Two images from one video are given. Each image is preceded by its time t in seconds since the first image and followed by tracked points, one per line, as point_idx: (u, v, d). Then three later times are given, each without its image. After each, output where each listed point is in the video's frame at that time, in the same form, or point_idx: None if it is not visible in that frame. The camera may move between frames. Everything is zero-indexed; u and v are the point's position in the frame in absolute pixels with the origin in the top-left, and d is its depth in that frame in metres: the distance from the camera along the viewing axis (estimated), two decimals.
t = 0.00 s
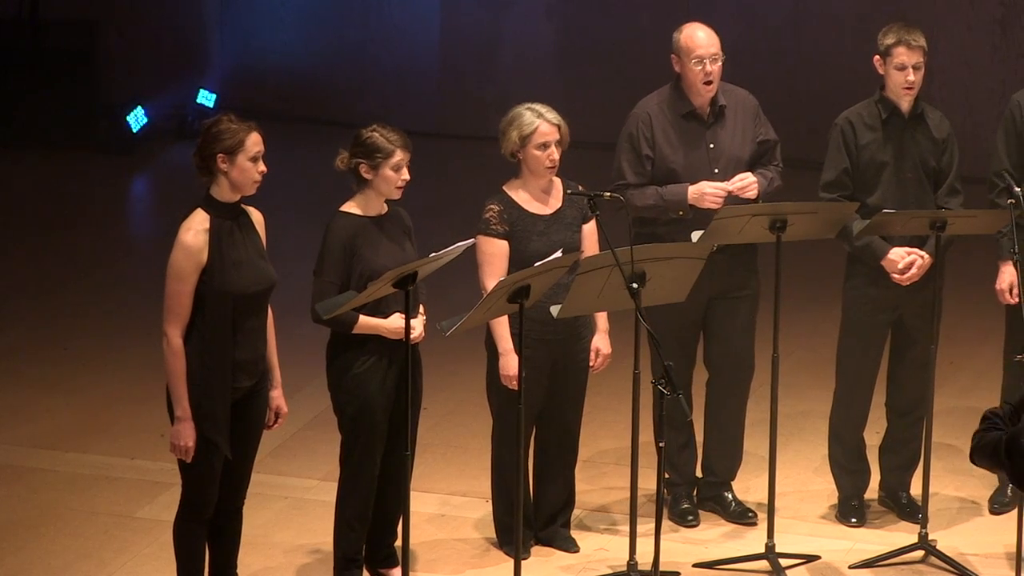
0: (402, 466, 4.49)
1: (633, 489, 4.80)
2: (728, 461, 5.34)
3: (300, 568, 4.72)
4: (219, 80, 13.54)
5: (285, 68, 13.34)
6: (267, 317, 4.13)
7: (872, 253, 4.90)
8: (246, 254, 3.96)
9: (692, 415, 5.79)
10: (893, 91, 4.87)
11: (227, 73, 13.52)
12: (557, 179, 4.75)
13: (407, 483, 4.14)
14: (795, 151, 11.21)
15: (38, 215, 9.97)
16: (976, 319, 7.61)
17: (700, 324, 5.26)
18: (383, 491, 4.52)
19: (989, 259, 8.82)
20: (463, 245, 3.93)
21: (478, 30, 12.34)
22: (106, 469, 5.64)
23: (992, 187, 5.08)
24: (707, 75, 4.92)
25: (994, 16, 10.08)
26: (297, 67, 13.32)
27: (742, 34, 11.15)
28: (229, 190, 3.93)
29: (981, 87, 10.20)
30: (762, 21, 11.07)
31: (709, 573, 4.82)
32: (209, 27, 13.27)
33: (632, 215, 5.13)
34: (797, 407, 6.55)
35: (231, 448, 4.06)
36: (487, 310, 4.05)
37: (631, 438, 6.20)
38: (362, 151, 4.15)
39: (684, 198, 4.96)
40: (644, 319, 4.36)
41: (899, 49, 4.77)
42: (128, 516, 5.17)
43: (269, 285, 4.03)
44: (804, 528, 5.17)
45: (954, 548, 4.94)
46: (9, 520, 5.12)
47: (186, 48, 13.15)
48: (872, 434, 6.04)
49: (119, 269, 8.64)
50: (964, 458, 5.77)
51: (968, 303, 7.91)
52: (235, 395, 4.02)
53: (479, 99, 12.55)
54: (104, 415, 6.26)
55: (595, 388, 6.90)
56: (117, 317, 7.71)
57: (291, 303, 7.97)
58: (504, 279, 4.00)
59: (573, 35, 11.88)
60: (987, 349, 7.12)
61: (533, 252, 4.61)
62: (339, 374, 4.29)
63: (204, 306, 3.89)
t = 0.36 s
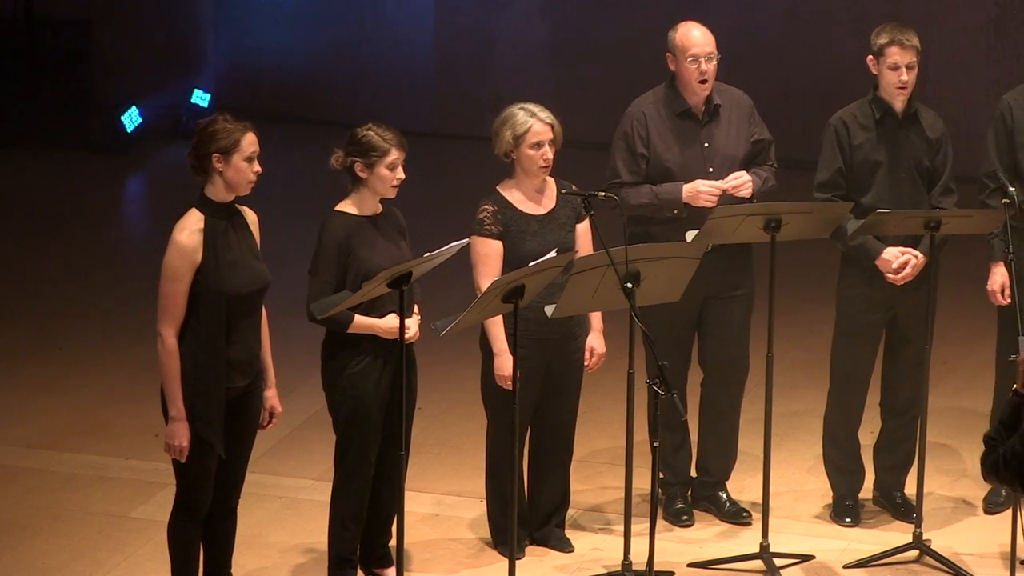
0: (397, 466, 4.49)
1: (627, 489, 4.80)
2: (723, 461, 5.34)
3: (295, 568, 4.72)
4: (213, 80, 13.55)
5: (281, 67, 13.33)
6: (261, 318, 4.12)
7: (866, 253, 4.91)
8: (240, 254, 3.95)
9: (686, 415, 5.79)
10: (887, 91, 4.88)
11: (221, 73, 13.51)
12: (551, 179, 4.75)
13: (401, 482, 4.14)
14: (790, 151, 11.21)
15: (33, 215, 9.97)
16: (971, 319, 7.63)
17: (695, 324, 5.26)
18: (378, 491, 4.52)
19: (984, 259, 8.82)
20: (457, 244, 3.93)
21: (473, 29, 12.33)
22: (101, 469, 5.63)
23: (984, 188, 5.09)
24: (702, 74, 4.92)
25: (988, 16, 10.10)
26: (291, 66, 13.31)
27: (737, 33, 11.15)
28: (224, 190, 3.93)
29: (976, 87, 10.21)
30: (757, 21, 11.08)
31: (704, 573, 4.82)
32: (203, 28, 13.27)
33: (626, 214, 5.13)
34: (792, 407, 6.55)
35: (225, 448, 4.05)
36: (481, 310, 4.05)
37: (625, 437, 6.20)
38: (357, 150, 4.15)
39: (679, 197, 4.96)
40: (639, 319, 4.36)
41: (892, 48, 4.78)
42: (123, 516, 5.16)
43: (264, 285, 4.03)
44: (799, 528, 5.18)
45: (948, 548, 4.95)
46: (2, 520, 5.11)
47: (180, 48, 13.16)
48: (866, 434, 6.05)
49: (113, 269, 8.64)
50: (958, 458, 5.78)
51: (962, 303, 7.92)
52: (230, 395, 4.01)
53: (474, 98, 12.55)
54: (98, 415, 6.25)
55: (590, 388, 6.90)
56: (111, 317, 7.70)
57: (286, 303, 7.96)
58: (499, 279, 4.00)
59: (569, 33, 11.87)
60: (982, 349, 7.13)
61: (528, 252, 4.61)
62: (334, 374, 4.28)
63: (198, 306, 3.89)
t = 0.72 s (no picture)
0: (382, 466, 4.49)
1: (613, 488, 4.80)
2: (708, 461, 5.35)
3: (281, 568, 4.71)
4: (198, 80, 13.53)
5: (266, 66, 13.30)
6: (246, 317, 4.11)
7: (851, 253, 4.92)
8: (225, 253, 3.95)
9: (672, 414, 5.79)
10: (872, 90, 4.89)
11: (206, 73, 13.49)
12: (537, 179, 4.75)
13: (387, 482, 4.13)
14: (776, 151, 11.23)
15: (17, 215, 9.93)
16: (956, 319, 7.65)
17: (681, 324, 5.27)
18: (364, 491, 4.51)
19: (969, 259, 8.85)
20: (443, 244, 3.92)
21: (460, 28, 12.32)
22: (86, 469, 5.61)
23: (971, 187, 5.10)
24: (689, 75, 4.93)
25: (974, 15, 10.12)
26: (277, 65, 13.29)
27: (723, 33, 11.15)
28: (209, 189, 3.91)
29: (961, 87, 10.25)
30: (743, 21, 11.10)
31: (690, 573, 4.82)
32: (188, 27, 13.25)
33: (612, 214, 5.13)
34: (777, 407, 6.56)
35: (210, 448, 4.04)
36: (467, 311, 4.05)
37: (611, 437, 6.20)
38: (343, 149, 4.14)
39: (665, 197, 4.97)
40: (624, 319, 4.36)
41: (876, 48, 4.79)
42: (108, 516, 5.14)
43: (248, 285, 4.02)
44: (784, 527, 5.19)
45: (934, 547, 4.97)
46: None
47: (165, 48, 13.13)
48: (852, 433, 6.06)
49: (98, 269, 8.61)
50: (943, 458, 5.79)
51: (947, 303, 7.94)
52: (215, 395, 4.00)
53: (460, 97, 12.54)
54: (83, 415, 6.23)
55: (576, 388, 6.91)
56: (96, 317, 7.67)
57: (271, 303, 7.94)
58: (484, 279, 4.01)
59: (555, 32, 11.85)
60: (967, 348, 7.15)
61: (514, 251, 4.61)
62: (319, 374, 4.27)
63: (183, 305, 3.88)
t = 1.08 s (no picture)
0: (368, 466, 4.48)
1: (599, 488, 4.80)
2: (693, 460, 5.36)
3: (267, 568, 4.70)
4: (184, 80, 13.49)
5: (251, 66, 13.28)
6: (230, 317, 4.10)
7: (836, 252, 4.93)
8: (210, 253, 3.93)
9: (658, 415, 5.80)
10: (856, 90, 4.90)
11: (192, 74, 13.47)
12: (524, 179, 4.75)
13: (372, 482, 4.13)
14: (761, 152, 11.26)
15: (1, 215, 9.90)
16: (941, 318, 7.68)
17: (666, 323, 5.27)
18: (350, 491, 4.50)
19: (953, 258, 8.88)
20: (429, 243, 3.92)
21: (445, 27, 12.31)
22: (71, 469, 5.59)
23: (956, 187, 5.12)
24: (675, 75, 4.94)
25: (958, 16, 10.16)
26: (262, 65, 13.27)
27: (708, 32, 11.16)
28: (194, 189, 3.90)
29: (945, 87, 10.29)
30: (728, 21, 11.11)
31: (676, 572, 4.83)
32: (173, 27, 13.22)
33: (598, 214, 5.14)
34: (763, 406, 6.57)
35: (194, 448, 4.03)
36: (452, 311, 4.05)
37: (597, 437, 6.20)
38: (328, 148, 4.14)
39: (651, 197, 4.97)
40: (610, 318, 4.36)
41: (860, 47, 4.81)
42: (93, 516, 5.13)
43: (233, 285, 4.01)
44: (770, 527, 5.20)
45: (919, 546, 4.98)
46: None
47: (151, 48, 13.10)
48: (837, 433, 6.08)
49: (83, 269, 8.58)
50: (928, 457, 5.82)
51: (931, 303, 7.96)
52: (200, 395, 3.99)
53: (446, 97, 12.54)
54: (68, 415, 6.20)
55: (561, 387, 6.91)
56: (80, 317, 7.65)
57: (256, 303, 7.93)
58: (470, 279, 4.00)
59: (540, 31, 11.85)
60: (952, 348, 7.18)
61: (500, 251, 4.61)
62: (303, 374, 4.26)
63: (167, 305, 3.87)
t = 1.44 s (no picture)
0: (347, 466, 4.47)
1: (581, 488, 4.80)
2: (674, 460, 5.37)
3: (248, 568, 4.68)
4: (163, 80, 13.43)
5: (231, 67, 13.22)
6: (211, 317, 4.09)
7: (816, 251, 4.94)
8: (190, 253, 3.92)
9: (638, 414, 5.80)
10: (835, 88, 4.92)
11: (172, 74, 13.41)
12: (505, 179, 4.75)
13: (353, 481, 4.12)
14: (742, 152, 11.28)
15: None
16: (922, 317, 7.71)
17: (646, 323, 5.28)
18: (329, 491, 4.49)
19: (933, 258, 8.92)
20: (410, 242, 3.91)
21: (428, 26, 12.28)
22: (51, 469, 5.56)
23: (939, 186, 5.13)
24: (655, 75, 4.94)
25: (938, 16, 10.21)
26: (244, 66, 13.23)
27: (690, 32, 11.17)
28: (173, 190, 3.88)
29: (924, 87, 10.34)
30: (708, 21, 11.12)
31: (657, 572, 4.84)
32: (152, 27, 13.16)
33: (579, 214, 5.14)
34: (744, 405, 6.59)
35: (174, 448, 4.02)
36: (433, 310, 4.04)
37: (578, 437, 6.20)
38: (307, 147, 4.13)
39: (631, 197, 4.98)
40: (590, 317, 4.36)
41: (839, 45, 4.83)
42: (74, 517, 5.10)
43: (213, 285, 3.99)
44: (750, 526, 5.22)
45: (900, 545, 5.00)
46: None
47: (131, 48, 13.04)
48: (817, 432, 6.10)
49: (62, 269, 8.53)
50: (908, 456, 5.84)
51: (911, 302, 7.99)
52: (180, 395, 3.98)
53: (429, 97, 12.52)
54: (47, 415, 6.17)
55: (542, 387, 6.91)
56: (60, 317, 7.61)
57: (237, 303, 7.90)
58: (450, 278, 4.00)
59: (522, 31, 11.84)
60: (932, 346, 7.21)
61: (482, 250, 4.61)
62: (284, 373, 4.25)
63: (147, 305, 3.85)
